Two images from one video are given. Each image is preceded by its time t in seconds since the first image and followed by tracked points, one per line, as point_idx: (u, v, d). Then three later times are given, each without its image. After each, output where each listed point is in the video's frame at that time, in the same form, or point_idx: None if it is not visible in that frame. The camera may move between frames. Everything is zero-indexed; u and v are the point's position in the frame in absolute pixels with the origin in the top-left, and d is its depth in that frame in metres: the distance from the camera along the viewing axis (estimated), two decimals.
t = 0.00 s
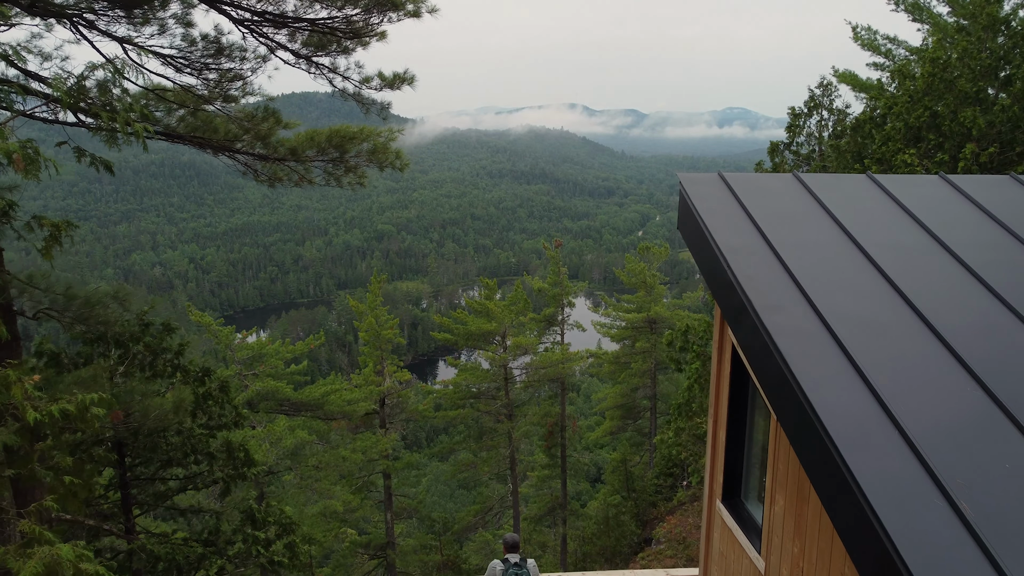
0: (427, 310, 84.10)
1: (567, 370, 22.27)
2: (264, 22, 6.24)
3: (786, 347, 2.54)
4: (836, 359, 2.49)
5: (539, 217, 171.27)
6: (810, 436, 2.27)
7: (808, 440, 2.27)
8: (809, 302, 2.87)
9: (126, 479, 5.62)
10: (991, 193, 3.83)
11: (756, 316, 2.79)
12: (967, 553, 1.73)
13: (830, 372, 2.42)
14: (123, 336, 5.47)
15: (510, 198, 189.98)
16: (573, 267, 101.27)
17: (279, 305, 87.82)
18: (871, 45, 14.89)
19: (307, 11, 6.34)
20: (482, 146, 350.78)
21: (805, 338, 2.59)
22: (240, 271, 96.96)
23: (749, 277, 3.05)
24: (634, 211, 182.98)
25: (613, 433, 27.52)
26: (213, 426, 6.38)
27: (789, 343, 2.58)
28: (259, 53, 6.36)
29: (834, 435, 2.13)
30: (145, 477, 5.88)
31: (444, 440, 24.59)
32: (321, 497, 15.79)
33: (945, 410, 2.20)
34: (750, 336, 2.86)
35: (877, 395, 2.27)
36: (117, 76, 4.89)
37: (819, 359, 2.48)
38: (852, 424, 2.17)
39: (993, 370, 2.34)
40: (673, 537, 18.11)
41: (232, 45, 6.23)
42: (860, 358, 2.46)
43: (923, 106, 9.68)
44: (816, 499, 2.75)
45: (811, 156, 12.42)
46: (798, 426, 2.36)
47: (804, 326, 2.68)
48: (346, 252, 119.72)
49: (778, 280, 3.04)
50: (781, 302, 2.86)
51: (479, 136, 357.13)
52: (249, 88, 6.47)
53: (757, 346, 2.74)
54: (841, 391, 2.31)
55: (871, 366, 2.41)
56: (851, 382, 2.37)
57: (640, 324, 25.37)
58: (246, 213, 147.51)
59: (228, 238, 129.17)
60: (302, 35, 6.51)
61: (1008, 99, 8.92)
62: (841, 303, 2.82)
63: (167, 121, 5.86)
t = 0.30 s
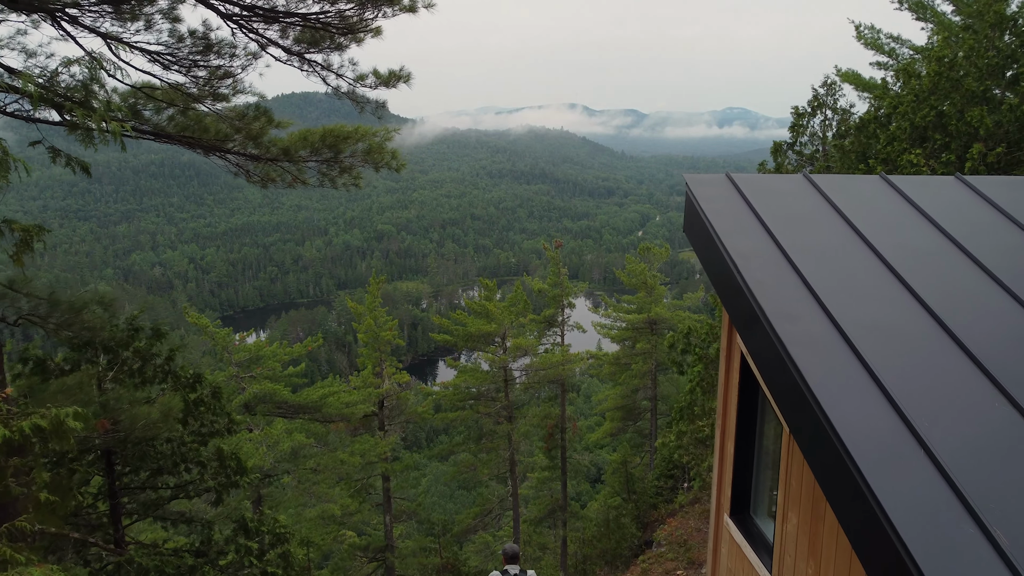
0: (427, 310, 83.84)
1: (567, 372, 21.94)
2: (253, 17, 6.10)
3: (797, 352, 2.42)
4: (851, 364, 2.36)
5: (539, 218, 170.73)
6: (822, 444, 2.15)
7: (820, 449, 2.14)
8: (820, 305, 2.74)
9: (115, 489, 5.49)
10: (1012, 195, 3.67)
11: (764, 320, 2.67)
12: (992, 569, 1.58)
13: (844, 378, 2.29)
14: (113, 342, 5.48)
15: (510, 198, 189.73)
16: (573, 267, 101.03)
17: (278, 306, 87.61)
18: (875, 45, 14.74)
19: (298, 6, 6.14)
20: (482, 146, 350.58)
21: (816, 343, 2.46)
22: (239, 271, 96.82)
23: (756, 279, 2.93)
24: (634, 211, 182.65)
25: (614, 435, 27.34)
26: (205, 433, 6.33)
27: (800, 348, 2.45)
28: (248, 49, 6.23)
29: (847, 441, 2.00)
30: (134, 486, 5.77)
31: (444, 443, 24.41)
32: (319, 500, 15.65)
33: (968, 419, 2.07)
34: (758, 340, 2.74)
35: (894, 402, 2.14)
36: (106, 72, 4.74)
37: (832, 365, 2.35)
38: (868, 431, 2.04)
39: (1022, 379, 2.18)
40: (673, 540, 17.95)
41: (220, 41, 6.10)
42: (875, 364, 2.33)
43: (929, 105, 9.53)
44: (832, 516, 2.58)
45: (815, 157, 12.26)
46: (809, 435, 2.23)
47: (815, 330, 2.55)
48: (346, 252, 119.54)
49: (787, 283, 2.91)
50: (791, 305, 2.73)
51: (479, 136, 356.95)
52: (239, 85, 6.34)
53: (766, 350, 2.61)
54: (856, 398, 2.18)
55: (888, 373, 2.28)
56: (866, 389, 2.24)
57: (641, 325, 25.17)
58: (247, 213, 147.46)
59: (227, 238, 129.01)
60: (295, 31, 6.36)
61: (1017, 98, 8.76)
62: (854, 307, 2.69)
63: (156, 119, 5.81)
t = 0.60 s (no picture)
0: (427, 310, 83.66)
1: (567, 373, 21.68)
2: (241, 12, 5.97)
3: (816, 367, 2.30)
4: (873, 381, 2.25)
5: (539, 218, 170.69)
6: (844, 467, 2.04)
7: (842, 472, 2.03)
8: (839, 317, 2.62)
9: (103, 499, 5.41)
10: None
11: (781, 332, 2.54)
12: None
13: (867, 396, 2.18)
14: (100, 348, 5.44)
15: (510, 198, 189.52)
16: (573, 268, 100.86)
17: (278, 306, 87.42)
18: (878, 44, 14.59)
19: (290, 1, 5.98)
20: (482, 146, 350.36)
21: (837, 358, 2.34)
22: (239, 271, 96.65)
23: (771, 288, 2.80)
24: (634, 211, 182.51)
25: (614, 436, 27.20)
26: (196, 440, 6.28)
27: (820, 364, 2.33)
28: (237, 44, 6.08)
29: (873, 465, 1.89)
30: (124, 495, 5.69)
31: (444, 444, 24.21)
32: (317, 503, 15.50)
33: (1001, 441, 1.96)
34: (773, 353, 2.62)
35: (922, 422, 2.03)
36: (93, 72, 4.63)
37: (853, 381, 2.24)
38: (895, 453, 1.93)
39: None
40: (674, 542, 17.79)
41: (208, 37, 5.97)
42: (900, 381, 2.22)
43: (935, 104, 9.39)
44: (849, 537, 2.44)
45: (820, 157, 12.10)
46: (830, 457, 2.12)
47: (834, 344, 2.43)
48: (346, 252, 119.30)
49: (803, 293, 2.79)
50: (809, 317, 2.60)
51: (479, 136, 356.76)
52: (228, 82, 6.24)
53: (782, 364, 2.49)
54: (880, 418, 2.07)
55: (913, 391, 2.17)
56: (890, 407, 2.13)
57: (642, 326, 24.94)
58: (246, 213, 147.21)
59: (227, 238, 128.84)
60: (286, 26, 6.27)
61: None
62: (876, 318, 2.57)
63: (146, 119, 5.70)
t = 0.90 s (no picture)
0: (427, 310, 83.41)
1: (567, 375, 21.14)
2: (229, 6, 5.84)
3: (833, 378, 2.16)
4: (893, 393, 2.11)
5: (539, 219, 170.48)
6: (863, 484, 1.91)
7: (861, 491, 1.90)
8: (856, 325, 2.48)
9: (89, 510, 5.34)
10: None
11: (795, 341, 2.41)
12: None
13: (888, 409, 2.04)
14: (87, 354, 5.38)
15: (510, 199, 189.31)
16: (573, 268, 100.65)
17: (278, 306, 87.18)
18: (881, 43, 14.45)
19: None
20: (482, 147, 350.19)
21: (856, 369, 2.20)
22: (239, 271, 96.44)
23: (784, 295, 2.66)
24: (634, 211, 182.24)
25: (614, 438, 27.03)
26: (188, 448, 6.30)
27: (838, 374, 2.19)
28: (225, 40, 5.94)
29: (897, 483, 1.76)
30: (112, 505, 5.60)
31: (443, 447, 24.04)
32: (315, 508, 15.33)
33: None
34: (787, 363, 2.47)
35: (946, 436, 1.90)
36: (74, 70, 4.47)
37: (874, 394, 2.10)
38: (920, 473, 1.79)
39: None
40: (675, 545, 17.58)
41: (195, 33, 5.83)
42: (923, 394, 2.08)
43: (942, 104, 9.26)
44: (870, 560, 2.30)
45: (824, 157, 11.95)
46: (848, 474, 1.99)
47: (852, 354, 2.29)
48: (345, 252, 119.04)
49: (818, 299, 2.65)
50: (824, 325, 2.47)
51: (479, 136, 356.56)
52: (218, 80, 6.12)
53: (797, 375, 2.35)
54: (903, 434, 1.93)
55: (937, 403, 2.03)
56: (914, 422, 1.99)
57: (643, 327, 24.68)
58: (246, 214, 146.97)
59: (227, 239, 128.63)
60: (277, 22, 6.15)
61: None
62: (896, 328, 2.43)
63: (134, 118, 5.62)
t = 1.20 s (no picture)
0: (427, 310, 83.21)
1: (567, 376, 21.16)
2: None
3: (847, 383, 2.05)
4: (915, 403, 1.97)
5: (539, 219, 170.25)
6: (880, 497, 1.79)
7: (876, 502, 1.79)
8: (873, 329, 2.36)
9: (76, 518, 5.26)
10: None
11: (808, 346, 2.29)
12: None
13: (907, 418, 1.92)
14: (72, 361, 5.23)
15: (510, 198, 189.07)
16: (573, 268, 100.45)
17: (277, 307, 87.00)
18: (885, 42, 14.28)
19: None
20: (482, 147, 350.02)
21: (871, 374, 2.08)
22: (239, 272, 96.24)
23: (794, 297, 2.54)
24: (633, 211, 182.01)
25: (614, 439, 26.86)
26: (179, 455, 6.29)
27: (854, 380, 2.07)
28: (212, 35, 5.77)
29: (915, 494, 1.64)
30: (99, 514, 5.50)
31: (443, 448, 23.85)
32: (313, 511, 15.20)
33: None
34: (799, 368, 2.35)
35: (974, 452, 1.76)
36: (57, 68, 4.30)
37: (894, 402, 1.97)
38: (946, 490, 1.66)
39: None
40: (676, 548, 17.39)
41: (180, 27, 5.65)
42: (949, 405, 1.94)
43: (948, 103, 9.10)
44: None
45: (827, 157, 11.81)
46: (863, 484, 1.87)
47: (870, 361, 2.15)
48: (345, 252, 118.89)
49: (831, 301, 2.53)
50: (838, 328, 2.34)
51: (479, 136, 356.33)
52: (207, 76, 5.99)
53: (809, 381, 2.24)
54: (925, 447, 1.80)
55: (960, 411, 1.91)
56: (939, 435, 1.85)
57: (644, 328, 24.45)
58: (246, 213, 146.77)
59: (227, 238, 128.44)
60: (267, 16, 6.00)
61: None
62: (915, 331, 2.29)
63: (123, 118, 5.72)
